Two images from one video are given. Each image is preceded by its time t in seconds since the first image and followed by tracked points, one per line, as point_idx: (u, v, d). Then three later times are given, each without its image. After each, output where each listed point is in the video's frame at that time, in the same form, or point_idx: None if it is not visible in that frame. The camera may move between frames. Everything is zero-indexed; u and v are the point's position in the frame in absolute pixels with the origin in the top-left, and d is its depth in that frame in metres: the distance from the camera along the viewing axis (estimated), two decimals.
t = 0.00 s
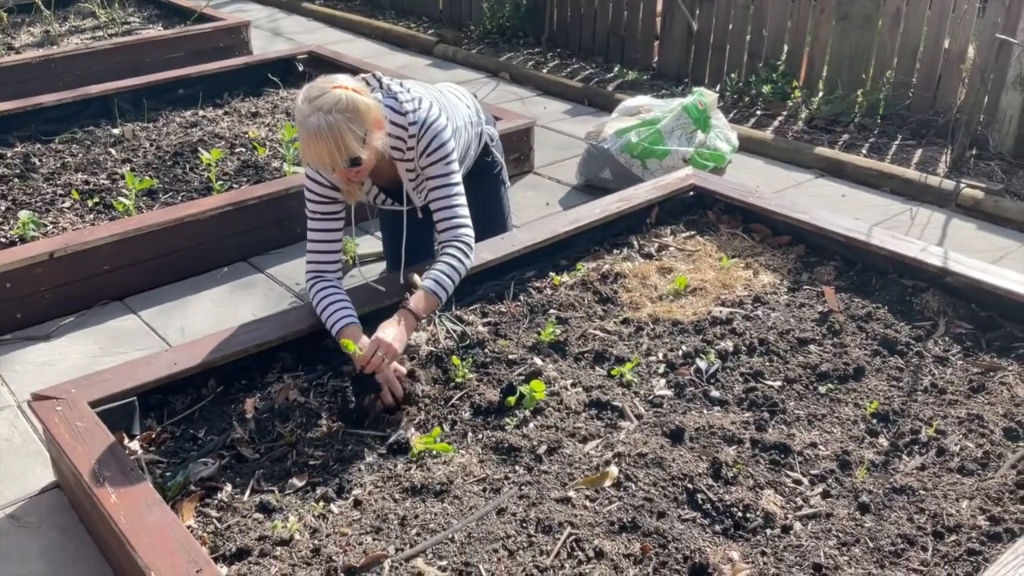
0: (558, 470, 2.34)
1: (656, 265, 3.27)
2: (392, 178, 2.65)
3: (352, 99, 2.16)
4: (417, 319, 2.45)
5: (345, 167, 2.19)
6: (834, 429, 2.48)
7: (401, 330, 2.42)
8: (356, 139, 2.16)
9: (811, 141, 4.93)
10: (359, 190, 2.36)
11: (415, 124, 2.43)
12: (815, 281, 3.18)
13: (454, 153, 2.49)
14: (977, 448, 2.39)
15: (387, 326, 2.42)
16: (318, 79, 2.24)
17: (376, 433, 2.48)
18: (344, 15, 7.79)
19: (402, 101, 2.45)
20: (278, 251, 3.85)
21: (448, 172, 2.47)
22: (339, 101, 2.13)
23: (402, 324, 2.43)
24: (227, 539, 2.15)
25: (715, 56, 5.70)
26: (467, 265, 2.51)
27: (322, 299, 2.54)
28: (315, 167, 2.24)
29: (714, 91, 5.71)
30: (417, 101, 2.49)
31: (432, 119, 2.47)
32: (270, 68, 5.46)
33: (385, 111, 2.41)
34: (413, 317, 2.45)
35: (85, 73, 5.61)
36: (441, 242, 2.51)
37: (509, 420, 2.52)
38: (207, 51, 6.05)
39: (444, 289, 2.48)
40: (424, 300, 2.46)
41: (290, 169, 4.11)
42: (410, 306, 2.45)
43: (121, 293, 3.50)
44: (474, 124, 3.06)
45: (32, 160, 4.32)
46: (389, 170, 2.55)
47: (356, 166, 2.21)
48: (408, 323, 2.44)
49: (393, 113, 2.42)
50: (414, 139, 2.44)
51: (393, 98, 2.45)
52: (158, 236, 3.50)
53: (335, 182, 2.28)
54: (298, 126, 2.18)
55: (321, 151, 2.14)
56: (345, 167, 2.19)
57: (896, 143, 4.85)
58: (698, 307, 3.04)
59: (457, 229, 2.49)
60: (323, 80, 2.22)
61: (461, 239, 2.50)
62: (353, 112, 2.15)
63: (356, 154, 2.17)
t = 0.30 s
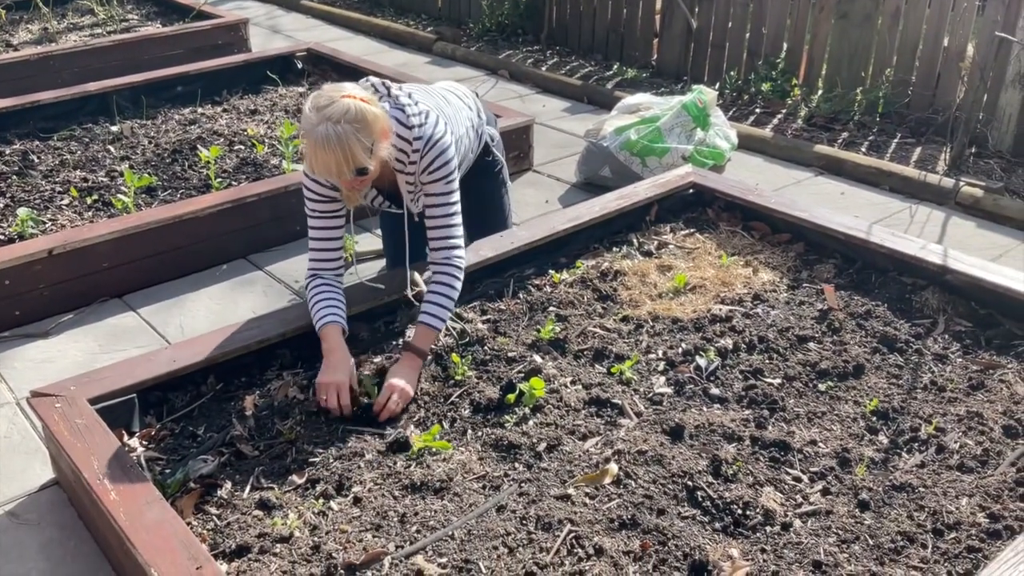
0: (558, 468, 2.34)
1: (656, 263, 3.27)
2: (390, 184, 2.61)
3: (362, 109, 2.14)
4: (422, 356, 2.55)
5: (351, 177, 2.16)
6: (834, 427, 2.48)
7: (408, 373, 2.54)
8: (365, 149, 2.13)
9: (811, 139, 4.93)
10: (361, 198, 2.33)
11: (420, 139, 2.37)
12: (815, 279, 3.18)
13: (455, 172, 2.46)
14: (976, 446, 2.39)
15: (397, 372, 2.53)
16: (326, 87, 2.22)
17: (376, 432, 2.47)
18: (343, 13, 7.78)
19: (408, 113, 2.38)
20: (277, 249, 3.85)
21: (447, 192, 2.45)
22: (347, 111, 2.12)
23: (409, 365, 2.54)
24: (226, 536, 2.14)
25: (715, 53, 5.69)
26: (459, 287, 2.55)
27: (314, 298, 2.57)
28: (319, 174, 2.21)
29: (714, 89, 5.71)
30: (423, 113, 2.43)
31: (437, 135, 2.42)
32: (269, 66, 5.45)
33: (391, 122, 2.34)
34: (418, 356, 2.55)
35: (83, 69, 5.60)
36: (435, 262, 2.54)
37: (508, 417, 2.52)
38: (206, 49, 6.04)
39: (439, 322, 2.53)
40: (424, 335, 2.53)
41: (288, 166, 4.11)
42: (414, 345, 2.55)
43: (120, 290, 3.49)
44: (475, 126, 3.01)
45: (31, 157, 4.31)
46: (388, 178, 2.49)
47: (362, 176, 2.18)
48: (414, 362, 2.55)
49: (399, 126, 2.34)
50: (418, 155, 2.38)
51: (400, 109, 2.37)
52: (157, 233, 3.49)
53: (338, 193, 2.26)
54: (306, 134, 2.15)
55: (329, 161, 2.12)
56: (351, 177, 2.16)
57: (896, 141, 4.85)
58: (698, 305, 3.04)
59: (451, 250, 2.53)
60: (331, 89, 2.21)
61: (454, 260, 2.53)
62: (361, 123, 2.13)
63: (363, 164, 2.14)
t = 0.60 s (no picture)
0: (559, 466, 2.35)
1: (656, 261, 3.27)
2: (396, 188, 2.61)
3: (372, 116, 2.13)
4: (423, 359, 2.55)
5: (360, 183, 2.16)
6: (835, 425, 2.48)
7: (410, 375, 2.54)
8: (375, 156, 2.13)
9: (811, 138, 4.93)
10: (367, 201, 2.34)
11: (426, 145, 2.38)
12: (816, 278, 3.18)
13: (462, 178, 2.46)
14: (977, 445, 2.39)
15: (400, 372, 2.54)
16: (334, 92, 2.21)
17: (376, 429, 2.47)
18: (343, 11, 7.78)
19: (415, 118, 2.38)
20: (277, 247, 3.84)
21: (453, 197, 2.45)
22: (357, 118, 2.11)
23: (411, 368, 2.55)
24: (228, 534, 2.15)
25: (715, 52, 5.69)
26: (462, 293, 2.55)
27: (316, 300, 2.56)
28: (327, 180, 2.21)
29: (714, 88, 5.71)
30: (429, 118, 2.43)
31: (444, 141, 2.42)
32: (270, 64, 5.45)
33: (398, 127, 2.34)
34: (419, 359, 2.55)
35: (83, 67, 5.60)
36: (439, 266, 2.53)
37: (509, 416, 2.52)
38: (206, 47, 6.04)
39: (441, 326, 2.53)
40: (425, 339, 2.52)
41: (290, 164, 4.11)
42: (416, 348, 2.54)
43: (121, 288, 3.49)
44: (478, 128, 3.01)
45: (31, 155, 4.31)
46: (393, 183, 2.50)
47: (370, 182, 2.19)
48: (415, 364, 2.55)
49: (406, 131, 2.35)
50: (424, 161, 2.39)
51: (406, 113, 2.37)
52: (157, 231, 3.49)
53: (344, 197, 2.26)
54: (315, 141, 2.14)
55: (338, 169, 2.12)
56: (360, 184, 2.16)
57: (896, 140, 4.85)
58: (699, 303, 3.04)
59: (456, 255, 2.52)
60: (339, 95, 2.19)
61: (458, 266, 2.53)
62: (372, 130, 2.12)
63: (371, 172, 2.14)
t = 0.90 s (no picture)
0: (559, 466, 2.35)
1: (657, 261, 3.27)
2: (401, 185, 2.61)
3: (384, 111, 2.13)
4: (424, 362, 2.55)
5: (371, 179, 2.15)
6: (835, 426, 2.48)
7: (410, 379, 2.54)
8: (387, 151, 2.13)
9: (812, 139, 4.93)
10: (374, 199, 2.33)
11: (432, 142, 2.38)
12: (816, 278, 3.18)
13: (466, 175, 2.46)
14: (977, 446, 2.39)
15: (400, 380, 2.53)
16: (344, 88, 2.21)
17: (376, 429, 2.47)
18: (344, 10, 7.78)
19: (422, 115, 2.38)
20: (278, 246, 3.84)
21: (457, 194, 2.45)
22: (369, 113, 2.11)
23: (411, 372, 2.54)
24: (227, 533, 2.15)
25: (716, 53, 5.69)
26: (459, 291, 2.55)
27: (315, 290, 2.57)
28: (336, 176, 2.20)
29: (715, 88, 5.71)
30: (435, 115, 2.43)
31: (449, 138, 2.42)
32: (271, 64, 5.45)
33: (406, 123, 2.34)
34: (420, 362, 2.55)
35: (84, 66, 5.60)
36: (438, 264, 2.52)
37: (510, 416, 2.52)
38: (207, 46, 6.04)
39: (441, 328, 2.53)
40: (425, 341, 2.52)
41: (291, 164, 4.10)
42: (416, 351, 2.53)
43: (121, 287, 3.49)
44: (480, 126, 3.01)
45: (31, 154, 4.31)
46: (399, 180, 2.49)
47: (381, 177, 2.18)
48: (415, 368, 2.55)
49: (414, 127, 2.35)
50: (429, 157, 2.39)
51: (414, 110, 2.37)
52: (158, 230, 3.49)
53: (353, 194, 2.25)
54: (327, 136, 2.14)
55: (350, 164, 2.11)
56: (371, 179, 2.16)
57: (897, 141, 4.85)
58: (699, 304, 3.04)
59: (456, 253, 2.52)
60: (350, 90, 2.19)
61: (455, 264, 2.52)
62: (383, 125, 2.12)
63: (382, 167, 2.14)
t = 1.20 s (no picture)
0: (559, 467, 2.34)
1: (657, 262, 3.27)
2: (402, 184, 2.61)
3: (387, 110, 2.13)
4: (429, 359, 2.53)
5: (374, 178, 2.15)
6: (835, 428, 2.48)
7: (413, 380, 2.51)
8: (390, 150, 2.13)
9: (812, 139, 4.93)
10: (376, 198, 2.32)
11: (434, 141, 2.38)
12: (816, 279, 3.18)
13: (467, 173, 2.46)
14: (978, 447, 2.39)
15: (401, 380, 2.50)
16: (347, 86, 2.21)
17: (375, 430, 2.47)
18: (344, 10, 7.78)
19: (424, 114, 2.38)
20: (278, 246, 3.84)
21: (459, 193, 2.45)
22: (373, 112, 2.11)
23: (413, 371, 2.52)
24: (227, 534, 2.14)
25: (716, 53, 5.69)
26: (463, 289, 2.55)
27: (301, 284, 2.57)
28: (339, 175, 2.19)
29: (715, 89, 5.70)
30: (437, 114, 2.43)
31: (451, 137, 2.42)
32: (271, 63, 5.45)
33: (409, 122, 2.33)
34: (425, 360, 2.53)
35: (84, 66, 5.59)
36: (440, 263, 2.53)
37: (509, 417, 2.52)
38: (208, 46, 6.04)
39: (445, 325, 2.52)
40: (430, 337, 2.51)
41: (291, 164, 4.10)
42: (421, 348, 2.52)
43: (121, 287, 3.49)
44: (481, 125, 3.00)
45: (31, 154, 4.31)
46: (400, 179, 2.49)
47: (383, 177, 2.17)
48: (418, 367, 2.53)
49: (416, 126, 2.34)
50: (431, 156, 2.39)
51: (416, 109, 2.37)
52: (158, 230, 3.49)
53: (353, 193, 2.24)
54: (330, 134, 2.13)
55: (353, 162, 2.10)
56: (374, 178, 2.15)
57: (897, 142, 4.85)
58: (699, 305, 3.04)
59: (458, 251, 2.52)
60: (353, 88, 2.19)
61: (459, 263, 2.53)
62: (387, 124, 2.12)
63: (385, 167, 2.13)
